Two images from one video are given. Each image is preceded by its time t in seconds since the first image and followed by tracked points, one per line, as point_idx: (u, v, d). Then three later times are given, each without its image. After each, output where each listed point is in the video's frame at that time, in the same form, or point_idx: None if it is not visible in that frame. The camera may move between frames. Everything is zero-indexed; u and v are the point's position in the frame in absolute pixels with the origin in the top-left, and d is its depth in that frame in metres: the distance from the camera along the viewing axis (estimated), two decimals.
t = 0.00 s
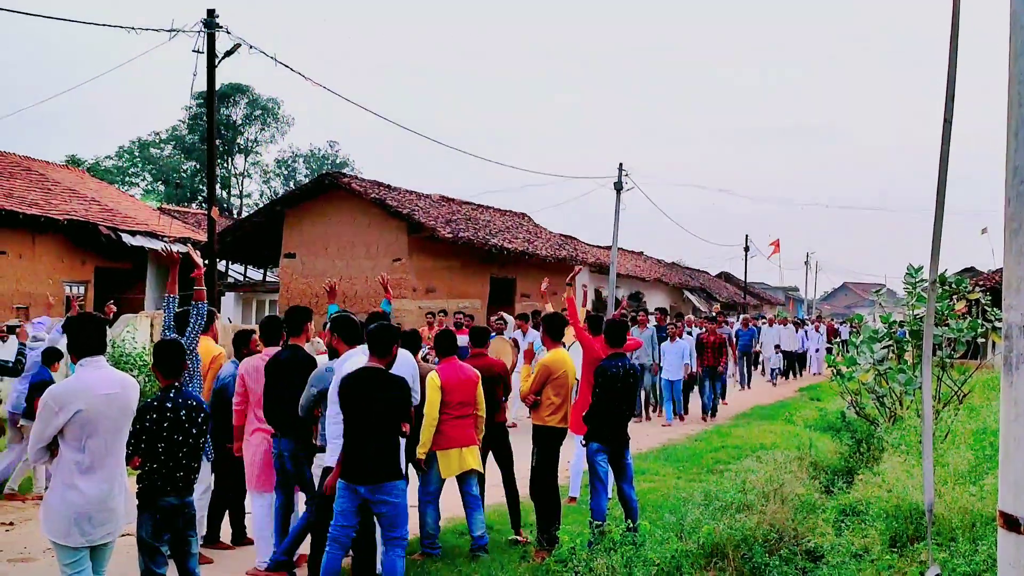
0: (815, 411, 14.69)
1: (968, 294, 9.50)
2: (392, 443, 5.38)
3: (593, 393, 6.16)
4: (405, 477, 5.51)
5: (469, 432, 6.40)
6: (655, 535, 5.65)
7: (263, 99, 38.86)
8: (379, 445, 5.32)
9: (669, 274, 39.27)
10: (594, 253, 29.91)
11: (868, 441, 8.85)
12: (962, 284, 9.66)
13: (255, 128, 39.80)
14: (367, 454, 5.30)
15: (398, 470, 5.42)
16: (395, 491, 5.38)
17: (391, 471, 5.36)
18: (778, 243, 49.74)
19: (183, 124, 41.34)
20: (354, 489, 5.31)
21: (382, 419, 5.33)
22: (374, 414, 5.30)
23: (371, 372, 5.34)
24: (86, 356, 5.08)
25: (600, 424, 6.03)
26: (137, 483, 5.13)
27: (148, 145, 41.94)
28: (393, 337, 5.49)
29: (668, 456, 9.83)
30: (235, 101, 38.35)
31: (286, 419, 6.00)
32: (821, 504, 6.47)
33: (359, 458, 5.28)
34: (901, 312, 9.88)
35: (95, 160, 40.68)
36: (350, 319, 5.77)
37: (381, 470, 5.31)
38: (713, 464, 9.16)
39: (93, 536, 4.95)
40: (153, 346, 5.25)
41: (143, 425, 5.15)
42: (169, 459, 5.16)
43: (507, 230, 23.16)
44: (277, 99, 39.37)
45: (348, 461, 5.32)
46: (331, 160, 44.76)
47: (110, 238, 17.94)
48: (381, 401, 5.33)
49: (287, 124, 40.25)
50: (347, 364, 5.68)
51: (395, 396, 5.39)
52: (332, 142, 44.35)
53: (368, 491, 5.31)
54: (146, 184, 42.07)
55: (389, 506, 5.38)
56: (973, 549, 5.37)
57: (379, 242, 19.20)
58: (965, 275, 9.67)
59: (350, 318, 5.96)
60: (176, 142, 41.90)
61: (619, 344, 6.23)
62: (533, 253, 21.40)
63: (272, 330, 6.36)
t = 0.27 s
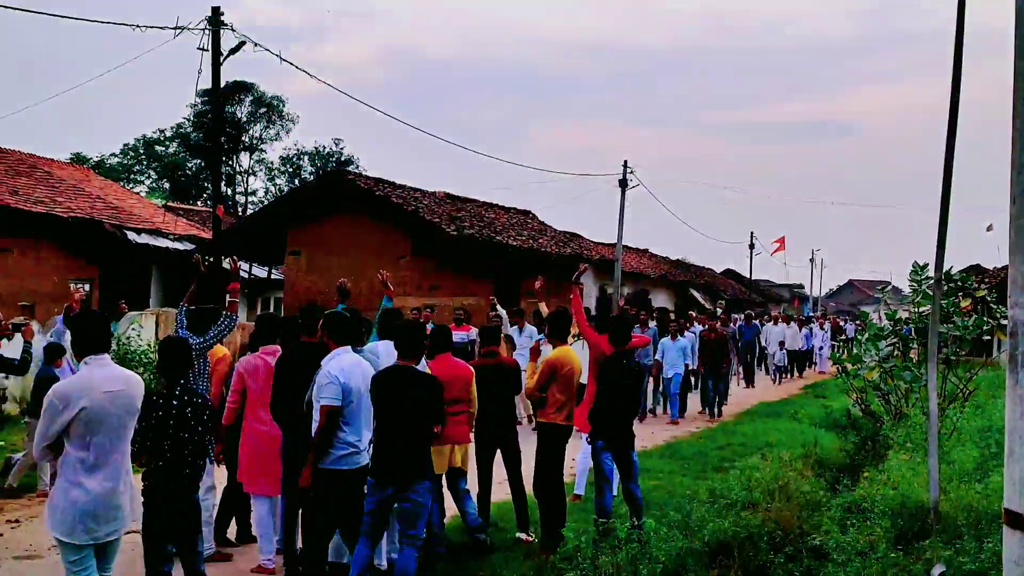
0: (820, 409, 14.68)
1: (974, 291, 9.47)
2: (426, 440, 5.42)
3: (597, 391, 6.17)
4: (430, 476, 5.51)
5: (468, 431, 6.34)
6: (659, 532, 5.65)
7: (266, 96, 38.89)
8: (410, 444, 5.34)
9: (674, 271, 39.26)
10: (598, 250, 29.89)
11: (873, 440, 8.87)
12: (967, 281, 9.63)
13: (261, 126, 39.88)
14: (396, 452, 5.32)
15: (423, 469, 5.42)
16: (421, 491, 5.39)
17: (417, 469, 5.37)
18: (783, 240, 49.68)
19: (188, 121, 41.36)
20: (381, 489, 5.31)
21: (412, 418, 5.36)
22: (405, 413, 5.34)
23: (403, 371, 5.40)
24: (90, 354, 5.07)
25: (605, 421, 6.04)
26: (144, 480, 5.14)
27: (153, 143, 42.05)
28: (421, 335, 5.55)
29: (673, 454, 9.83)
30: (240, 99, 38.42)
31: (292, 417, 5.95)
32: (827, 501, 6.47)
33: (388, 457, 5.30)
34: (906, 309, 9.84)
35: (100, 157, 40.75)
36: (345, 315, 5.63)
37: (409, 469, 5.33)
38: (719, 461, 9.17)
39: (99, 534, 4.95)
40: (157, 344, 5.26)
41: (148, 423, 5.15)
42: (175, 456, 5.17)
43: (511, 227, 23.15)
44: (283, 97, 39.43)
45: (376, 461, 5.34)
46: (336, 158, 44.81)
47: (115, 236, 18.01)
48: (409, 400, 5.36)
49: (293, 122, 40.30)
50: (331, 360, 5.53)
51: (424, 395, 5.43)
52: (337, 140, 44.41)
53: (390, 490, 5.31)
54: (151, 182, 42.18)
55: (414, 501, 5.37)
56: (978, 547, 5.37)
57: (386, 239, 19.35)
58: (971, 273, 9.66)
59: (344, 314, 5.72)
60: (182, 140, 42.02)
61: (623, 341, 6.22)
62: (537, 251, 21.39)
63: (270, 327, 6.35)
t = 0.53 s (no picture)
0: (823, 404, 14.68)
1: (976, 286, 9.48)
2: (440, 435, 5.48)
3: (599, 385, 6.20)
4: (441, 473, 5.52)
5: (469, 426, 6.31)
6: (661, 528, 5.66)
7: (269, 92, 38.87)
8: (420, 439, 5.44)
9: (676, 267, 39.24)
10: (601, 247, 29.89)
11: (875, 435, 8.88)
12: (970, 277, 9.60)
13: (262, 122, 39.87)
14: (408, 446, 5.44)
15: (435, 464, 5.48)
16: (429, 486, 5.43)
17: (425, 463, 5.44)
18: (785, 236, 49.67)
19: (190, 117, 41.35)
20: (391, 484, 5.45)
21: (423, 412, 5.47)
22: (416, 407, 5.46)
23: (414, 367, 5.55)
24: (94, 350, 5.07)
25: (607, 417, 6.05)
26: (147, 476, 5.14)
27: (155, 139, 42.04)
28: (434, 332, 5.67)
29: (675, 450, 9.83)
30: (242, 95, 38.38)
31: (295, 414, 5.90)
32: (829, 497, 6.48)
33: (400, 452, 5.43)
34: (907, 305, 9.87)
35: (102, 153, 40.75)
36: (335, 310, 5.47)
37: (419, 464, 5.42)
38: (722, 457, 9.17)
39: (101, 529, 4.96)
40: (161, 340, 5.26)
41: (152, 419, 5.15)
42: (178, 453, 5.16)
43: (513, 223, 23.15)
44: (284, 93, 39.40)
45: (392, 458, 5.48)
46: (338, 154, 44.79)
47: (118, 232, 18.02)
48: (419, 394, 5.48)
49: (294, 117, 40.27)
50: (317, 355, 5.36)
51: (433, 389, 5.52)
52: (339, 136, 44.40)
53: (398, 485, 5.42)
54: (153, 178, 42.17)
55: (420, 495, 5.42)
56: (980, 542, 5.38)
57: (389, 236, 19.33)
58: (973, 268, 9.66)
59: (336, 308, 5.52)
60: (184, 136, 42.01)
61: (625, 337, 6.23)
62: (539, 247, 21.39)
63: (263, 325, 6.30)
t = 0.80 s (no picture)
0: (825, 401, 14.68)
1: (978, 282, 9.47)
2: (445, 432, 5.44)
3: (600, 381, 6.20)
4: (449, 468, 5.49)
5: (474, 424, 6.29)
6: (663, 524, 5.67)
7: (271, 89, 38.88)
8: (426, 433, 5.44)
9: (677, 264, 39.25)
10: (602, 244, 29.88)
11: (877, 431, 8.87)
12: (972, 274, 9.57)
13: (265, 119, 39.88)
14: (414, 443, 5.46)
15: (443, 459, 5.46)
16: (433, 482, 5.40)
17: (434, 458, 5.42)
18: (786, 233, 49.67)
19: (192, 114, 41.36)
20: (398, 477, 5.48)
21: (429, 408, 5.47)
22: (423, 403, 5.48)
23: (422, 364, 5.56)
24: (97, 346, 5.08)
25: (609, 414, 6.05)
26: (148, 472, 5.13)
27: (157, 135, 42.09)
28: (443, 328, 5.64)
29: (677, 446, 9.83)
30: (244, 91, 38.36)
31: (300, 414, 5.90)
32: (831, 493, 6.47)
33: (407, 446, 5.47)
34: (910, 302, 9.86)
35: (104, 150, 40.77)
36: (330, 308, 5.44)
37: (423, 457, 5.42)
38: (724, 454, 9.15)
39: (103, 525, 4.96)
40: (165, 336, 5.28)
41: (153, 415, 5.15)
42: (179, 449, 5.15)
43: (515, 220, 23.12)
44: (286, 90, 39.41)
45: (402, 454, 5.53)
46: (340, 151, 44.80)
47: (120, 229, 18.03)
48: (427, 389, 5.49)
49: (296, 114, 40.28)
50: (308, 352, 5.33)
51: (442, 386, 5.52)
52: (341, 132, 44.41)
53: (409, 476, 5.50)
54: (156, 175, 42.20)
55: (427, 488, 5.40)
56: (983, 540, 5.37)
57: (390, 232, 19.14)
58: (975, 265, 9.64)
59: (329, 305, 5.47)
60: (186, 133, 42.05)
61: (627, 334, 6.22)
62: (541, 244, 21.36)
63: (262, 322, 6.31)
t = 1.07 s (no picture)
0: (827, 400, 14.66)
1: (980, 282, 9.44)
2: (457, 429, 5.49)
3: (602, 379, 6.21)
4: (464, 463, 5.53)
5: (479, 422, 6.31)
6: (665, 523, 5.67)
7: (272, 88, 38.91)
8: (437, 430, 5.48)
9: (679, 262, 39.24)
10: (604, 243, 29.86)
11: (879, 430, 8.86)
12: (974, 273, 9.55)
13: (267, 117, 39.90)
14: (425, 440, 5.50)
15: (458, 455, 5.50)
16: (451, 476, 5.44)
17: (448, 454, 5.48)
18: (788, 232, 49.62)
19: (194, 113, 41.38)
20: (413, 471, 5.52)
21: (440, 405, 5.51)
22: (433, 400, 5.52)
23: (430, 363, 5.61)
24: (100, 345, 5.08)
25: (611, 413, 6.05)
26: (149, 471, 5.12)
27: (159, 134, 42.14)
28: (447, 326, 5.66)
29: (679, 446, 9.82)
30: (246, 90, 38.38)
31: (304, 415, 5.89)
32: (833, 492, 6.47)
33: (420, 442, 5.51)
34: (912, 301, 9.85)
35: (106, 149, 40.78)
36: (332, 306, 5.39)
37: (435, 453, 5.47)
38: (727, 453, 9.15)
39: (106, 523, 4.96)
40: (166, 335, 5.28)
41: (156, 414, 5.14)
42: (181, 448, 5.15)
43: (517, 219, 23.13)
44: (288, 88, 39.43)
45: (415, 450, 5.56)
46: (342, 150, 44.82)
47: (123, 228, 18.04)
48: (436, 386, 5.54)
49: (298, 113, 40.30)
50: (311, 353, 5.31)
51: (451, 381, 5.56)
52: (343, 131, 44.42)
53: (428, 472, 5.52)
54: (158, 173, 42.26)
55: (445, 483, 5.43)
56: (985, 539, 5.36)
57: (392, 232, 19.19)
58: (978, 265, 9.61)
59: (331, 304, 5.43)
60: (188, 132, 42.10)
61: (630, 333, 6.23)
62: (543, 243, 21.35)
63: (266, 321, 6.37)
